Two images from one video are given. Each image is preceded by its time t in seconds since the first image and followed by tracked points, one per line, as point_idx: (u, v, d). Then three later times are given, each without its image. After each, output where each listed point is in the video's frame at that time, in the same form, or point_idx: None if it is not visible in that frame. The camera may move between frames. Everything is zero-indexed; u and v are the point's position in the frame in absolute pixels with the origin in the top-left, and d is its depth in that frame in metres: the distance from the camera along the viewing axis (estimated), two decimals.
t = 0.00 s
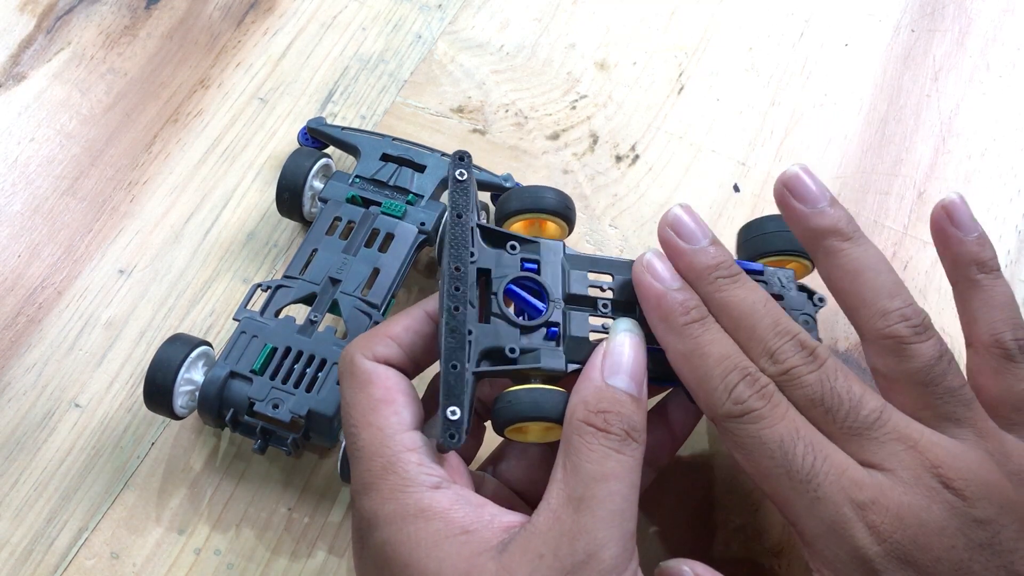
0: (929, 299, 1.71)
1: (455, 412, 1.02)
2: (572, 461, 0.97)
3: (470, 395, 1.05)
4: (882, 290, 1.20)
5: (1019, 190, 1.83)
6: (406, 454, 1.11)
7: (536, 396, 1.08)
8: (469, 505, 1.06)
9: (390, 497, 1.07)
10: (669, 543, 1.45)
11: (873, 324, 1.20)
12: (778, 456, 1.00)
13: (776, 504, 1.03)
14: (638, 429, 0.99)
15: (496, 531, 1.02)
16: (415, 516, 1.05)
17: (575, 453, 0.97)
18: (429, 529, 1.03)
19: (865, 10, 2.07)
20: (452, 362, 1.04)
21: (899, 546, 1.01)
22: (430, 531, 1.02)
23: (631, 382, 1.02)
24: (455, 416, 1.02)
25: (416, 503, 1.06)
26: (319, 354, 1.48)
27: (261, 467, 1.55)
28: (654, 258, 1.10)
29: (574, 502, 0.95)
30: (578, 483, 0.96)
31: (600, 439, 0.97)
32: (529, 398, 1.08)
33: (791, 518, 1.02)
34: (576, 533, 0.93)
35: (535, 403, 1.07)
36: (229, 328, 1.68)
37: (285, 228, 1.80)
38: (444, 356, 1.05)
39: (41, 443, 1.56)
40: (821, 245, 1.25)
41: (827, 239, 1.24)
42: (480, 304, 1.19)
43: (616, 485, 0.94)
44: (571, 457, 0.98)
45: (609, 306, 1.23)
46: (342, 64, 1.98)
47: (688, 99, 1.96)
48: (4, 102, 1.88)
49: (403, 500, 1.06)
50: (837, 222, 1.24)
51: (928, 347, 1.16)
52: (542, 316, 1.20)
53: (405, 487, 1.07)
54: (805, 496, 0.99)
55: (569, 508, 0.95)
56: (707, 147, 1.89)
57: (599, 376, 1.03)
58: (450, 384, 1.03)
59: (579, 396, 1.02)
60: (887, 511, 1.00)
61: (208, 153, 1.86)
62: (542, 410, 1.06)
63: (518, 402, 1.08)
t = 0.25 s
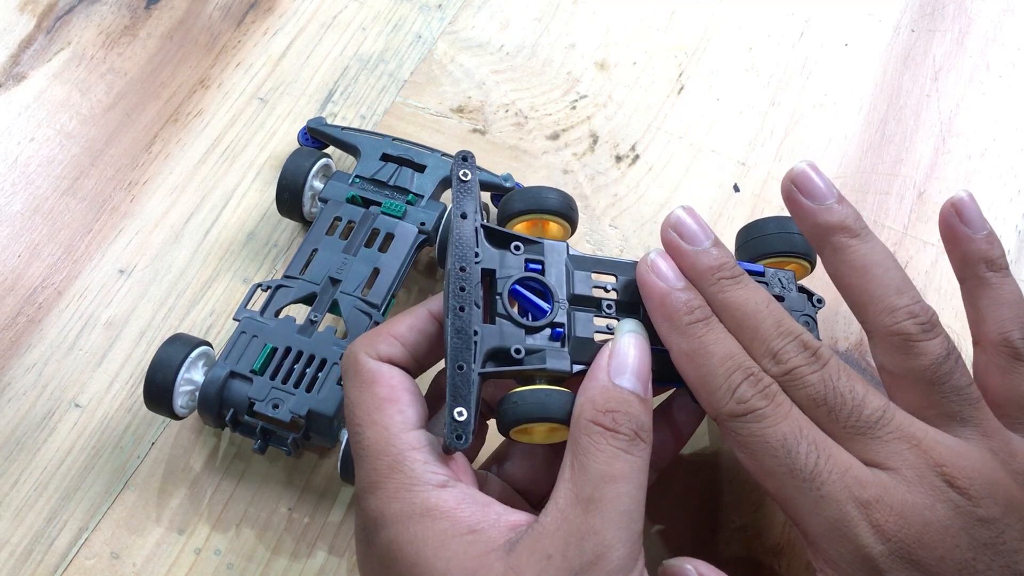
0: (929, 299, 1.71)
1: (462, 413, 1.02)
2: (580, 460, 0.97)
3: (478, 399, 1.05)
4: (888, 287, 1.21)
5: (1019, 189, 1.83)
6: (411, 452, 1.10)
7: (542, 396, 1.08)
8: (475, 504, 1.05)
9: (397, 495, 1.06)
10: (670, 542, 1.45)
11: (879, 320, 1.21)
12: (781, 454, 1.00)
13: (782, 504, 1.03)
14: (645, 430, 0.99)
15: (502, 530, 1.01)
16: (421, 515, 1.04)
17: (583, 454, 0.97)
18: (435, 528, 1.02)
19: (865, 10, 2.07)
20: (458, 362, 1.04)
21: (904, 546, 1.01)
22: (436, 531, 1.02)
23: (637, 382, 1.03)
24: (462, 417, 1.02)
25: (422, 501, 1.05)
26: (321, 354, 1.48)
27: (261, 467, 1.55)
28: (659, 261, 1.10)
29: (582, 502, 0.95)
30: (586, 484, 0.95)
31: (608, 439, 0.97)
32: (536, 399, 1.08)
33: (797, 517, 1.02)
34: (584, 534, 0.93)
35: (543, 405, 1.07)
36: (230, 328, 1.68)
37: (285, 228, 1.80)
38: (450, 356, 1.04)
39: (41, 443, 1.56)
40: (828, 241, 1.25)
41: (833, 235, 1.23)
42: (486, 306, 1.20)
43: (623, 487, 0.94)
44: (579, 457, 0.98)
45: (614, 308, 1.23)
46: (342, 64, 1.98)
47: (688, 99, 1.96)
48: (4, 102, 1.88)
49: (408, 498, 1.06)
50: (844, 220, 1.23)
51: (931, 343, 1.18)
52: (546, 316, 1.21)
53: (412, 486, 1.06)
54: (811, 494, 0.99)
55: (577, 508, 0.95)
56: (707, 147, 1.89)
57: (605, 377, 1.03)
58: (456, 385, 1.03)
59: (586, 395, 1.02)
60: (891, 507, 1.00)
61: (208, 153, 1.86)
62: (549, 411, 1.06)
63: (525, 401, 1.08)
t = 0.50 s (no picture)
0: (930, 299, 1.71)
1: (472, 412, 1.00)
2: (590, 465, 0.96)
3: (485, 399, 1.04)
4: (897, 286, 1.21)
5: (1019, 190, 1.83)
6: (417, 452, 1.10)
7: (552, 400, 1.07)
8: (481, 506, 1.05)
9: (403, 495, 1.07)
10: (670, 543, 1.45)
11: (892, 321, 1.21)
12: (795, 455, 0.99)
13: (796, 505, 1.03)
14: (656, 434, 0.98)
15: (508, 534, 1.01)
16: (427, 517, 1.04)
17: (593, 459, 0.96)
18: (441, 530, 1.02)
19: (865, 10, 2.07)
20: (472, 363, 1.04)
21: (921, 548, 1.00)
22: (442, 533, 1.01)
23: (647, 386, 1.03)
24: (472, 416, 1.00)
25: (429, 502, 1.05)
26: (321, 354, 1.48)
27: (261, 467, 1.55)
28: (665, 264, 1.12)
29: (590, 509, 0.94)
30: (595, 490, 0.94)
31: (619, 444, 0.96)
32: (546, 403, 1.07)
33: (813, 519, 1.01)
34: (591, 540, 0.92)
35: (553, 409, 1.06)
36: (230, 328, 1.68)
37: (285, 228, 1.80)
38: (463, 356, 1.03)
39: (41, 442, 1.56)
40: (833, 246, 1.25)
41: (837, 239, 1.24)
42: (494, 307, 1.18)
43: (633, 493, 0.94)
44: (588, 462, 0.97)
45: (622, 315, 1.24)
46: (342, 64, 1.98)
47: (688, 99, 1.96)
48: (4, 102, 1.88)
49: (416, 499, 1.06)
50: (849, 226, 1.24)
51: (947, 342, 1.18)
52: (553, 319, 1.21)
53: (418, 487, 1.07)
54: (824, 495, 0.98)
55: (585, 515, 0.94)
56: (707, 147, 1.89)
57: (615, 380, 1.03)
58: (465, 386, 1.02)
59: (597, 399, 1.01)
60: (906, 510, 1.00)
61: (208, 153, 1.86)
62: (559, 415, 1.06)
63: (534, 403, 1.08)
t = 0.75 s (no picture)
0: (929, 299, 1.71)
1: (490, 365, 1.05)
2: (625, 489, 0.95)
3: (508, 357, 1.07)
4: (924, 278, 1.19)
5: (1019, 190, 1.83)
6: (451, 463, 1.12)
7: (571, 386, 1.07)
8: (510, 524, 1.07)
9: (433, 507, 1.09)
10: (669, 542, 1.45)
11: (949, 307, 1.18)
12: (834, 446, 0.97)
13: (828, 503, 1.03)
14: (694, 455, 0.98)
15: (537, 555, 1.02)
16: (458, 532, 1.05)
17: (629, 482, 0.95)
18: (472, 548, 1.03)
19: (865, 10, 2.07)
20: (503, 320, 1.09)
21: (961, 544, 1.01)
22: (473, 552, 1.03)
23: (679, 403, 1.03)
24: (490, 368, 1.05)
25: (459, 518, 1.07)
26: (321, 352, 1.48)
27: (261, 466, 1.55)
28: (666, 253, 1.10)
29: (623, 538, 0.93)
30: (631, 519, 0.94)
31: (657, 468, 0.95)
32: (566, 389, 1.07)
33: (848, 516, 1.01)
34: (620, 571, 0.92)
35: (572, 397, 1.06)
36: (230, 328, 1.68)
37: (285, 228, 1.80)
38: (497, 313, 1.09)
39: (41, 442, 1.56)
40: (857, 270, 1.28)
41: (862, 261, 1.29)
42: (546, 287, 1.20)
43: (673, 524, 0.94)
44: (625, 485, 0.95)
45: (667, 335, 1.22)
46: (342, 64, 1.98)
47: (688, 99, 1.96)
48: (3, 102, 1.88)
49: (447, 513, 1.07)
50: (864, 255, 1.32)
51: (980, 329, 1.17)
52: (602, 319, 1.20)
53: (450, 499, 1.09)
54: (858, 499, 0.99)
55: (618, 544, 0.93)
56: (707, 147, 1.89)
57: (649, 399, 1.02)
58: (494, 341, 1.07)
59: (632, 419, 0.99)
60: (943, 507, 1.01)
61: (208, 153, 1.86)
62: (575, 402, 1.06)
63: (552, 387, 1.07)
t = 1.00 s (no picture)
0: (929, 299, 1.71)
1: (524, 373, 1.01)
2: (663, 504, 0.95)
3: (540, 371, 1.04)
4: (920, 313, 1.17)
5: (1018, 190, 1.83)
6: (483, 465, 1.11)
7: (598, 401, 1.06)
8: (539, 530, 1.06)
9: (463, 509, 1.08)
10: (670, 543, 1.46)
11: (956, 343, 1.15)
12: (821, 372, 1.00)
13: (812, 433, 1.02)
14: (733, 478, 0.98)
15: (566, 564, 1.02)
16: (488, 537, 1.05)
17: (665, 497, 0.95)
18: (501, 554, 1.03)
19: (865, 10, 2.07)
20: (537, 331, 1.05)
21: (947, 475, 0.99)
22: (502, 558, 1.03)
23: (709, 423, 1.04)
24: (523, 376, 1.00)
25: (488, 522, 1.07)
26: (321, 354, 1.47)
27: (261, 466, 1.55)
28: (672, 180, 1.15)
29: (655, 557, 0.92)
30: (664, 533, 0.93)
31: (698, 485, 0.95)
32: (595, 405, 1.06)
33: (831, 441, 1.00)
34: None
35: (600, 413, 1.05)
36: (230, 329, 1.68)
37: (285, 228, 1.80)
38: (531, 325, 1.05)
39: (41, 443, 1.56)
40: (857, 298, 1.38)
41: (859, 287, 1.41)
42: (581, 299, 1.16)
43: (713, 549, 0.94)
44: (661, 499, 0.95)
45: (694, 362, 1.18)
46: (342, 64, 1.98)
47: (688, 99, 1.96)
48: (3, 102, 1.88)
49: (476, 516, 1.08)
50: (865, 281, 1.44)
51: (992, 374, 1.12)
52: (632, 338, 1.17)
53: (479, 501, 1.09)
54: (842, 423, 0.99)
55: (650, 560, 0.92)
56: (707, 147, 1.89)
57: (683, 417, 1.03)
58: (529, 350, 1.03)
59: (671, 437, 1.01)
60: (924, 436, 1.01)
61: (208, 153, 1.86)
62: (603, 419, 1.05)
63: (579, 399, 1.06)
